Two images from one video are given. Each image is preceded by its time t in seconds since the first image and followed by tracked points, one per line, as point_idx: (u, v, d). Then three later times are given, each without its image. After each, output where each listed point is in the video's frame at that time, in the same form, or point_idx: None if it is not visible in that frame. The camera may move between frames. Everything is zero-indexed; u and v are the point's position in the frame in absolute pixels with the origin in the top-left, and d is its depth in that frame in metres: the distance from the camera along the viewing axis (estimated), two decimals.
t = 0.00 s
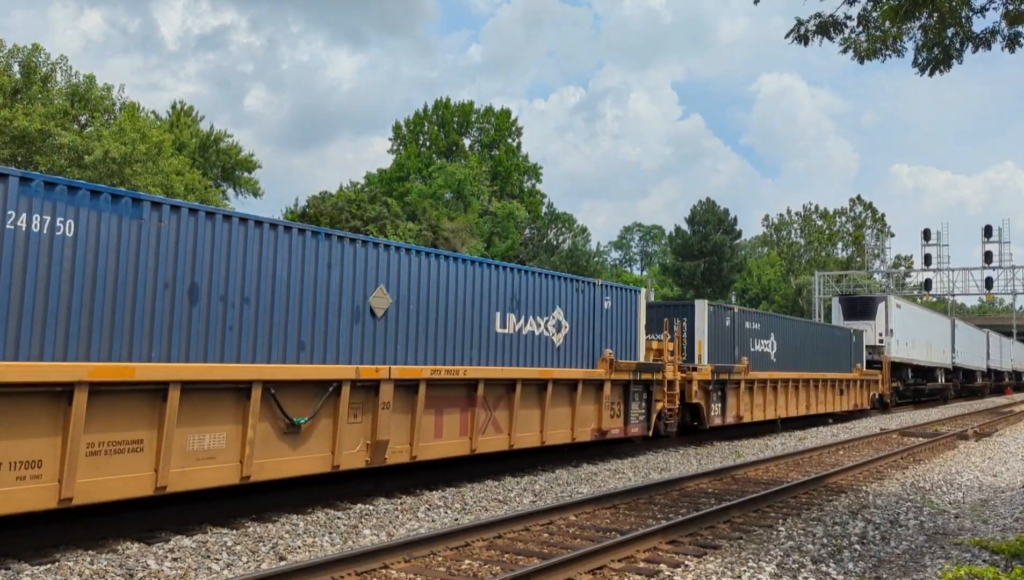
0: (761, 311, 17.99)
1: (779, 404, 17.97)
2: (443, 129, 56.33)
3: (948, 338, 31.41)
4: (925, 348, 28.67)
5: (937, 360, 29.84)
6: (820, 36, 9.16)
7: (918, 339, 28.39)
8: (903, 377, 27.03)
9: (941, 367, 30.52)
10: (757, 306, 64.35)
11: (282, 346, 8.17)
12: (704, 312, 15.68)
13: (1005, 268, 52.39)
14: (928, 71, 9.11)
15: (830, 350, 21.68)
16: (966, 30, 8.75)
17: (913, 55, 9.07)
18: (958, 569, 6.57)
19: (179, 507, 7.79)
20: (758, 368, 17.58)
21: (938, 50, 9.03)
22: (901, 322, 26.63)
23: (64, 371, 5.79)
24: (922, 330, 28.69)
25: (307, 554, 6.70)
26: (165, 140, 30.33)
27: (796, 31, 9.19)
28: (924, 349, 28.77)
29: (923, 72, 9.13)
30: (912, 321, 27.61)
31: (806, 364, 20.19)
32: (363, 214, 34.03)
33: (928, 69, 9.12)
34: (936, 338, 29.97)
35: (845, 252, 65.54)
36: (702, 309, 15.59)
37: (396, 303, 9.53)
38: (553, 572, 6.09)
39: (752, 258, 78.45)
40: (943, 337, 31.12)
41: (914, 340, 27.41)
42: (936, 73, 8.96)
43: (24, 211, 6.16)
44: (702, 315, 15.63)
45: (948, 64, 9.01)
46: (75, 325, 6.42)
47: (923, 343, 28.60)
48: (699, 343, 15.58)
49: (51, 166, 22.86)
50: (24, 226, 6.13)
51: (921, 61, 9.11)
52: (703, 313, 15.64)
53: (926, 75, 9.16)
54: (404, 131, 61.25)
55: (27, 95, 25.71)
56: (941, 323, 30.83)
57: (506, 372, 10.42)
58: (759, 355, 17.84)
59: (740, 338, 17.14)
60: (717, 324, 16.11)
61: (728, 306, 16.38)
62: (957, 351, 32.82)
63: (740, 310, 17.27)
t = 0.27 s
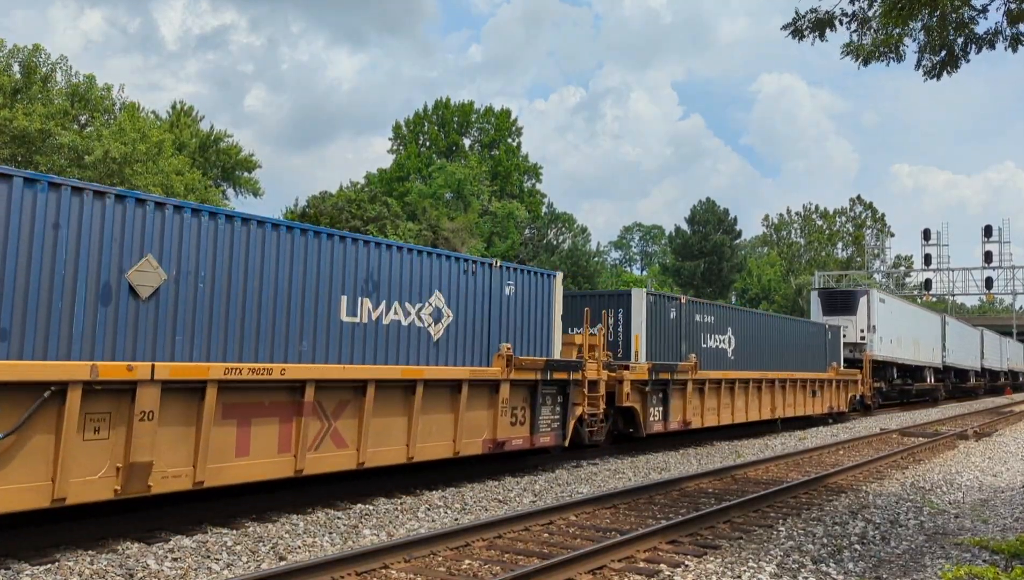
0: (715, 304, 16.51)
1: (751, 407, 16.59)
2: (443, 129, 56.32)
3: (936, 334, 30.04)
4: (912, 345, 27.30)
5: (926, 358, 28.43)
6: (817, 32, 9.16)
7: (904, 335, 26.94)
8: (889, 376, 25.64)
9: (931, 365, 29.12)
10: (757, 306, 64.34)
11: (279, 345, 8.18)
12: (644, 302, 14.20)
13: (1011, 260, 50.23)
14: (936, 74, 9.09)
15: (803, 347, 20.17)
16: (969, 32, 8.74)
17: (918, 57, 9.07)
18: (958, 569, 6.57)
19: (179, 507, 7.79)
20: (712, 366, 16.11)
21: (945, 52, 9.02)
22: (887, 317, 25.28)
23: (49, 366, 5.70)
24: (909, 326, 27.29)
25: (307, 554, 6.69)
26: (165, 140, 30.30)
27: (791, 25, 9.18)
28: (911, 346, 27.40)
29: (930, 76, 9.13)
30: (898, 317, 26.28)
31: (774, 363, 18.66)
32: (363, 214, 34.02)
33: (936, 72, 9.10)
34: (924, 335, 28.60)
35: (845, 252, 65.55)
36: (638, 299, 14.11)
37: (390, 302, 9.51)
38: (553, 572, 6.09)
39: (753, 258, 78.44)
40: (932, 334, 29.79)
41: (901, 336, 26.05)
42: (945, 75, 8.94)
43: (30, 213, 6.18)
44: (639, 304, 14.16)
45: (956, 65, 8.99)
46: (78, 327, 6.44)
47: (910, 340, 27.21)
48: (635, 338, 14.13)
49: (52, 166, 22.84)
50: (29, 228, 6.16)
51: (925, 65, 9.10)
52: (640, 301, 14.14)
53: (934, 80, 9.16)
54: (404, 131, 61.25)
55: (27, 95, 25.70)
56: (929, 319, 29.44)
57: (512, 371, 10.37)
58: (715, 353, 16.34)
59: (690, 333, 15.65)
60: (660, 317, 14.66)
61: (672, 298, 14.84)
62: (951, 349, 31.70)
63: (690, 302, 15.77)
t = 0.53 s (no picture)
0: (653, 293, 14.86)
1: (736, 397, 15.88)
2: (443, 129, 56.32)
3: (921, 330, 28.62)
4: (895, 341, 25.79)
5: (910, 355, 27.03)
6: (814, 29, 9.15)
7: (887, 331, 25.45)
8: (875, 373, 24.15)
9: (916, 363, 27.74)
10: (757, 306, 64.37)
11: (266, 342, 8.29)
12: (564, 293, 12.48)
13: (1011, 259, 54.92)
14: (938, 78, 9.10)
15: (761, 341, 18.67)
16: (971, 33, 8.74)
17: (920, 60, 9.06)
18: (959, 569, 6.57)
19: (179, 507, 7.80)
20: (649, 364, 14.52)
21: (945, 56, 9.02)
22: (868, 309, 23.78)
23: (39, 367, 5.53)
24: (891, 321, 25.77)
25: (307, 554, 6.69)
26: (165, 140, 30.29)
27: (789, 21, 9.18)
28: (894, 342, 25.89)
29: (932, 79, 9.13)
30: (880, 310, 24.82)
31: (732, 362, 17.13)
32: (363, 214, 34.01)
33: (938, 75, 9.09)
34: (907, 330, 27.15)
35: (845, 252, 65.58)
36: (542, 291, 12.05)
37: (377, 299, 9.68)
38: (553, 572, 6.09)
39: (753, 257, 78.44)
40: (917, 330, 28.39)
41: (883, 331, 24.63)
42: (946, 77, 8.94)
43: (35, 213, 6.36)
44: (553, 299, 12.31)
45: (957, 68, 8.99)
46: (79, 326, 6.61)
47: (892, 335, 25.70)
48: (549, 330, 12.27)
49: (52, 166, 22.82)
50: (34, 231, 6.33)
51: (927, 67, 9.10)
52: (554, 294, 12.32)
53: (936, 82, 9.16)
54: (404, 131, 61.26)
55: (28, 95, 25.71)
56: (913, 312, 27.98)
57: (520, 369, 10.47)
58: (654, 348, 14.77)
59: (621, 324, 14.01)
60: (586, 308, 12.99)
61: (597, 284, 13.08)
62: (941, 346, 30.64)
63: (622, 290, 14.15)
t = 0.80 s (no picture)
0: (564, 279, 13.05)
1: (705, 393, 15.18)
2: (443, 129, 56.33)
3: (905, 327, 26.99)
4: (876, 339, 24.14)
5: (893, 354, 25.40)
6: (816, 29, 9.17)
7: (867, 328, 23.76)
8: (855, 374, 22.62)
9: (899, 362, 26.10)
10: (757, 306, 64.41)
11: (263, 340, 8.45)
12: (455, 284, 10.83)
13: (1014, 261, 53.01)
14: (933, 75, 9.09)
15: (715, 335, 16.97)
16: (968, 33, 8.74)
17: (916, 59, 9.07)
18: (959, 569, 6.57)
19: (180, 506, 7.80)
20: (562, 363, 12.88)
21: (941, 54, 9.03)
22: (847, 306, 22.10)
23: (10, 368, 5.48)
24: (872, 317, 24.07)
25: (308, 554, 6.70)
26: (164, 140, 30.29)
27: (792, 23, 9.19)
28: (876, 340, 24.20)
29: (927, 77, 9.13)
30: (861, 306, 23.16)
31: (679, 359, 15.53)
32: (363, 214, 34.02)
33: (932, 74, 9.10)
34: (890, 327, 25.48)
35: (845, 252, 65.63)
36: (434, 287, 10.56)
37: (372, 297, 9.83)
38: (554, 572, 6.10)
39: (752, 258, 78.48)
40: (901, 327, 26.72)
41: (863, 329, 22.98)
42: (942, 76, 8.95)
43: (38, 212, 6.57)
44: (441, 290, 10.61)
45: (952, 67, 9.01)
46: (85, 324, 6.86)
47: (874, 334, 24.03)
48: (425, 319, 10.56)
49: (52, 166, 22.79)
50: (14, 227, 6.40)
51: (923, 66, 9.11)
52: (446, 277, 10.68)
53: (929, 81, 9.17)
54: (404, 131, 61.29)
55: (27, 95, 25.71)
56: (897, 308, 26.35)
57: (533, 370, 10.86)
58: (572, 344, 13.14)
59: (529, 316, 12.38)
60: (484, 299, 11.41)
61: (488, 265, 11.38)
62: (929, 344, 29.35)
63: (530, 274, 12.47)
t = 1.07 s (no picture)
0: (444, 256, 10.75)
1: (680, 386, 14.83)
2: (443, 129, 56.33)
3: (888, 324, 25.38)
4: (853, 336, 22.52)
5: (874, 352, 23.79)
6: (822, 35, 9.17)
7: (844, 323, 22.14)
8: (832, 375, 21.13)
9: (882, 362, 24.50)
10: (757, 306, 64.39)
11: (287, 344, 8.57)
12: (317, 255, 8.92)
13: (1010, 260, 51.57)
14: (924, 73, 9.10)
15: (658, 328, 15.17)
16: (964, 31, 8.75)
17: (907, 55, 9.08)
18: (958, 569, 6.57)
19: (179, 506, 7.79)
20: (465, 361, 11.07)
21: (934, 52, 9.03)
22: (822, 298, 20.49)
23: None
24: (849, 312, 22.45)
25: (307, 554, 6.70)
26: (164, 140, 30.28)
27: (799, 33, 9.20)
28: (854, 336, 22.58)
29: (918, 74, 9.13)
30: (837, 299, 21.52)
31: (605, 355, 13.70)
32: (363, 215, 34.01)
33: (924, 70, 9.10)
34: (870, 323, 23.85)
35: (845, 252, 65.66)
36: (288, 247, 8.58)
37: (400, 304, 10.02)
38: (553, 572, 6.09)
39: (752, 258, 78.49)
40: (884, 324, 25.06)
41: (839, 324, 21.35)
42: (934, 74, 8.95)
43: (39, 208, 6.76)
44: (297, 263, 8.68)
45: (946, 65, 9.00)
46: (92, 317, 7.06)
47: (851, 330, 22.40)
48: (233, 304, 8.00)
49: (52, 166, 22.77)
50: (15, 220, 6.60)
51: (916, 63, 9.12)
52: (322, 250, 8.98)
53: (921, 78, 9.17)
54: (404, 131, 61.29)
55: (27, 95, 25.71)
56: (878, 304, 24.74)
57: (391, 370, 8.89)
58: (461, 335, 11.04)
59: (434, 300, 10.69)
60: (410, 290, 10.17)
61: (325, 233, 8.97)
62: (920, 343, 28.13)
63: (395, 248, 10.02)
